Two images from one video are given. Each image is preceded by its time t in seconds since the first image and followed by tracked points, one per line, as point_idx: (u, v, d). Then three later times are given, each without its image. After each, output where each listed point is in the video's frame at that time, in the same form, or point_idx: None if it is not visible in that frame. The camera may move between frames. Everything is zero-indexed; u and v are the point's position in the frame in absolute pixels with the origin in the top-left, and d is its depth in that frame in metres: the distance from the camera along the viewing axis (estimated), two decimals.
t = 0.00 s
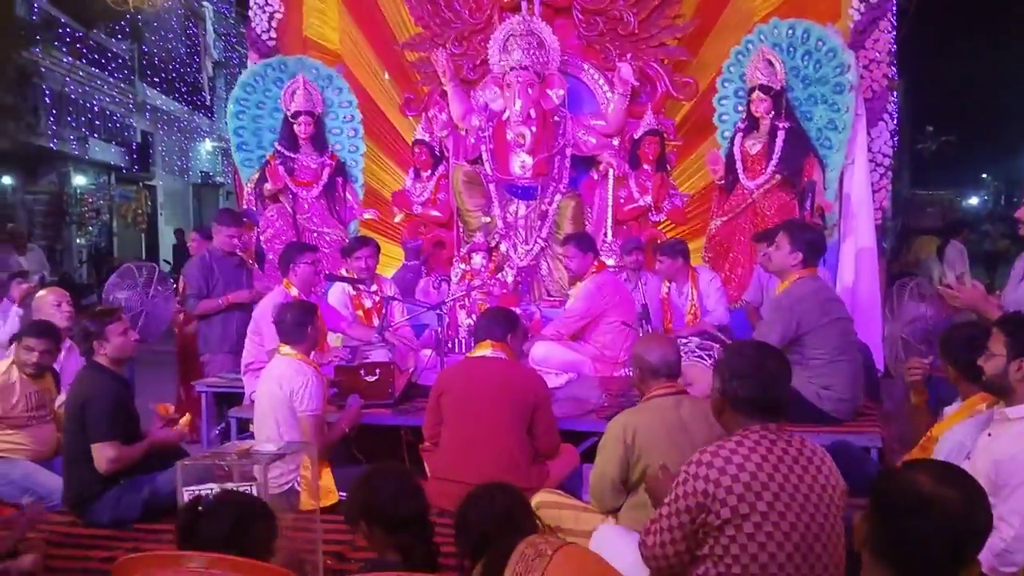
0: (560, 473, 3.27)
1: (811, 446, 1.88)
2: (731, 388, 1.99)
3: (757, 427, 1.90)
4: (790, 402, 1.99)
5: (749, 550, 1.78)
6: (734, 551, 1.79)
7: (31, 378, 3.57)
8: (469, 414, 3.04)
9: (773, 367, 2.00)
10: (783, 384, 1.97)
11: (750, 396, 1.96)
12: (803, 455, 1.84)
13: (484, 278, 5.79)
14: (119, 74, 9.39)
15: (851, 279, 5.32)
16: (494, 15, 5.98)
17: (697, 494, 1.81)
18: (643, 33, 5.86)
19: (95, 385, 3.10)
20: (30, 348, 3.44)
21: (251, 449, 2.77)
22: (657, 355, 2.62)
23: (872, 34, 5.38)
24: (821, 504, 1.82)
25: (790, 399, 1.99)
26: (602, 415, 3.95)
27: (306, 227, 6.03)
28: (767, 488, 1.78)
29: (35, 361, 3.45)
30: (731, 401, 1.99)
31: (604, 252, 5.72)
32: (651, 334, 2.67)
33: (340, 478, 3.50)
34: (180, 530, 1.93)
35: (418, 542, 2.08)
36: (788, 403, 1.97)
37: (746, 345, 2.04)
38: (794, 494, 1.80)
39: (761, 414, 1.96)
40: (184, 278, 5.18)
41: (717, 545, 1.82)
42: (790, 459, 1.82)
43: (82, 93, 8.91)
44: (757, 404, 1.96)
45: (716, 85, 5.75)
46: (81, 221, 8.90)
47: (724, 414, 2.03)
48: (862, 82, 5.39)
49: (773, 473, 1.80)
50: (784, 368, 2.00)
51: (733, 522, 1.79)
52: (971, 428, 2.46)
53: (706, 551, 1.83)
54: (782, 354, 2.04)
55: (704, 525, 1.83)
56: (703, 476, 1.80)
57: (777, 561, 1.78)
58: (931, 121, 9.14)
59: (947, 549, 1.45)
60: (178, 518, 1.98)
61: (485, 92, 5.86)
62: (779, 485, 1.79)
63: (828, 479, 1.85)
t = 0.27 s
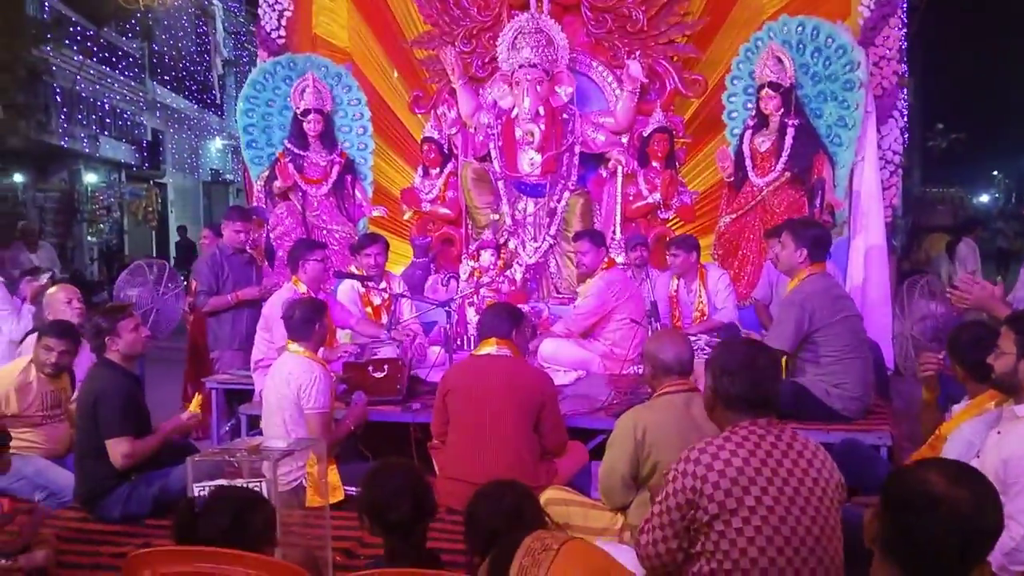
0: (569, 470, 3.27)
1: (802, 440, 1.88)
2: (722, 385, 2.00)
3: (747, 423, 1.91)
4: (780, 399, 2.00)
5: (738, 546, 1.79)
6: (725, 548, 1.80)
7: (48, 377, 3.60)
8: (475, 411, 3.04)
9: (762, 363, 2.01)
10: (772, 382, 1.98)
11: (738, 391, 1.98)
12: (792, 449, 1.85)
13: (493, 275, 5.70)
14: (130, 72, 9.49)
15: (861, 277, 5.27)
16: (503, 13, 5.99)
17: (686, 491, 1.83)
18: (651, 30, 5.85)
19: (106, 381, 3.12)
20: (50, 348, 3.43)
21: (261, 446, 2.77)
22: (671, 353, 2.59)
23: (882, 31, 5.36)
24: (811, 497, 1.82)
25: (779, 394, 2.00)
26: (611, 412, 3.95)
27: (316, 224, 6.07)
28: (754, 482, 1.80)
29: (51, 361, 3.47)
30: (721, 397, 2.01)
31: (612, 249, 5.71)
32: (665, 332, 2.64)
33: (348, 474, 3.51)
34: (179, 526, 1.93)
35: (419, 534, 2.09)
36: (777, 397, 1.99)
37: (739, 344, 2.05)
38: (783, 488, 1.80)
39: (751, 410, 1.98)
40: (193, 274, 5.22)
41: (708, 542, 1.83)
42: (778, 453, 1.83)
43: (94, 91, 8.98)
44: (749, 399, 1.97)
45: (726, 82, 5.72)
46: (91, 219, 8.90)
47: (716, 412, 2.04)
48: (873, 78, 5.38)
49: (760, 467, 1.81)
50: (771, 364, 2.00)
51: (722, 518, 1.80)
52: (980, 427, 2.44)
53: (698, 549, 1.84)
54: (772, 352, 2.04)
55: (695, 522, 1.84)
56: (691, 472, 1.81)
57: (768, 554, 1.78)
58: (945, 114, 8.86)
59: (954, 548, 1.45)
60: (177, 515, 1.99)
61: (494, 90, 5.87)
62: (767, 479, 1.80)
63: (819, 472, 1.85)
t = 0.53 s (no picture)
0: (579, 469, 3.27)
1: (801, 439, 1.90)
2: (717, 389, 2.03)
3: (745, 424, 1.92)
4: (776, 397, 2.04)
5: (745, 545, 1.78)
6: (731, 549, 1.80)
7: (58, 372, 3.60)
8: (483, 412, 3.04)
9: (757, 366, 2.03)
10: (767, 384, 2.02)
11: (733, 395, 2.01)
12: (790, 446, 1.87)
13: (501, 274, 5.73)
14: (141, 70, 9.58)
15: (871, 275, 5.24)
16: (512, 11, 5.98)
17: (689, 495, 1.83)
18: (662, 28, 5.83)
19: (117, 378, 3.13)
20: (58, 345, 3.43)
21: (271, 444, 2.77)
22: (684, 353, 2.55)
23: (894, 28, 5.37)
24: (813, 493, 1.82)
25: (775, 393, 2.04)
26: (620, 411, 3.94)
27: (326, 222, 6.07)
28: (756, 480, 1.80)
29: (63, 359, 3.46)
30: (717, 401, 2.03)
31: (623, 246, 5.68)
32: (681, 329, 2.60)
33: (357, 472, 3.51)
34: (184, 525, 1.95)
35: (424, 534, 2.09)
36: (773, 397, 2.02)
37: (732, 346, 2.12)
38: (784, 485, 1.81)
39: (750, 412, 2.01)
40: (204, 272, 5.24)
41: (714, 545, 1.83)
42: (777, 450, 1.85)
43: (105, 89, 9.01)
44: (745, 402, 2.00)
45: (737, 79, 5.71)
46: (103, 216, 9.02)
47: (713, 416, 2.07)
48: (884, 76, 5.38)
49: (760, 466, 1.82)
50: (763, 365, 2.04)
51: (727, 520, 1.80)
52: (992, 426, 2.40)
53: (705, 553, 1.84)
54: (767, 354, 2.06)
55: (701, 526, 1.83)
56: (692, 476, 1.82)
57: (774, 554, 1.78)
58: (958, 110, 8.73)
59: (969, 548, 1.44)
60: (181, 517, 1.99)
61: (503, 88, 5.87)
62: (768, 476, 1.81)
63: (819, 469, 1.85)
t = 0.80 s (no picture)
0: (584, 466, 3.27)
1: (804, 434, 1.91)
2: (722, 387, 2.03)
3: (749, 419, 1.94)
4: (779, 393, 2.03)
5: (745, 542, 1.81)
6: (732, 545, 1.82)
7: (50, 366, 3.56)
8: (489, 407, 3.04)
9: (760, 363, 2.02)
10: (770, 382, 2.01)
11: (737, 393, 2.01)
12: (793, 441, 1.88)
13: (507, 271, 5.71)
14: (144, 66, 9.34)
15: (877, 273, 5.27)
16: (517, 8, 5.97)
17: (689, 489, 1.86)
18: (667, 25, 5.84)
19: (123, 375, 3.14)
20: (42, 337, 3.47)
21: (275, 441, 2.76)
22: (687, 349, 2.64)
23: (899, 26, 5.37)
24: (816, 488, 1.84)
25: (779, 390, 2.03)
26: (626, 409, 3.94)
27: (330, 220, 6.01)
28: (759, 477, 1.82)
29: (55, 351, 3.48)
30: (721, 398, 2.03)
31: (627, 245, 5.65)
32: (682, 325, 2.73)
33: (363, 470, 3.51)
34: (192, 524, 1.95)
35: (431, 533, 2.09)
36: (777, 394, 2.02)
37: (734, 339, 2.07)
38: (788, 482, 1.83)
39: (753, 409, 2.01)
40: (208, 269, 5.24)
41: (714, 539, 1.85)
42: (779, 446, 1.86)
43: (110, 86, 9.02)
44: (749, 398, 2.00)
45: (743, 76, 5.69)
46: (107, 214, 8.96)
47: (716, 411, 2.07)
48: (891, 73, 5.38)
49: (763, 461, 1.83)
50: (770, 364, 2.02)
51: (728, 515, 1.82)
52: (1000, 424, 2.39)
53: (704, 547, 1.87)
54: (770, 351, 2.06)
55: (701, 519, 1.87)
56: (694, 471, 1.84)
57: (776, 550, 1.80)
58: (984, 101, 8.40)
59: (975, 548, 1.44)
60: (188, 516, 1.99)
61: (508, 85, 5.86)
62: (771, 473, 1.82)
63: (821, 465, 1.87)
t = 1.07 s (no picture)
0: (585, 466, 3.25)
1: (800, 432, 1.92)
2: (720, 385, 2.02)
3: (745, 418, 1.94)
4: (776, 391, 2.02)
5: (746, 540, 1.81)
6: (732, 544, 1.82)
7: (22, 362, 3.57)
8: (491, 406, 3.03)
9: (758, 361, 2.02)
10: (768, 381, 2.00)
11: (735, 391, 2.00)
12: (789, 438, 1.89)
13: (508, 271, 5.53)
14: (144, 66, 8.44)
15: (877, 270, 5.38)
16: (518, 6, 5.98)
17: (688, 490, 1.86)
18: (667, 23, 5.85)
19: (122, 373, 3.13)
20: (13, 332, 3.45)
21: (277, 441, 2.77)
22: (677, 348, 2.65)
23: (900, 24, 5.41)
24: (813, 484, 1.84)
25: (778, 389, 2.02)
26: (627, 407, 3.93)
27: (329, 219, 6.01)
28: (757, 475, 1.82)
29: (24, 342, 3.47)
30: (718, 395, 2.02)
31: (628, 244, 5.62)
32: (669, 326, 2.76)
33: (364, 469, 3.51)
34: (192, 521, 1.92)
35: (433, 532, 2.08)
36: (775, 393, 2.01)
37: (733, 337, 2.08)
38: (785, 479, 1.83)
39: (750, 408, 1.99)
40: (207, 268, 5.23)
41: (714, 539, 1.85)
42: (776, 444, 1.87)
43: (109, 84, 8.31)
44: (747, 399, 1.99)
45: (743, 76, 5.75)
46: (107, 213, 8.30)
47: (713, 409, 2.06)
48: (891, 72, 5.42)
49: (760, 460, 1.84)
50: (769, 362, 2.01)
51: (727, 514, 1.82)
52: (1003, 423, 2.38)
53: (705, 547, 1.87)
54: (768, 350, 2.07)
55: (700, 519, 1.86)
56: (692, 471, 1.84)
57: (777, 547, 1.80)
58: None
59: (984, 548, 1.43)
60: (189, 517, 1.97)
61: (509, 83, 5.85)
62: (768, 471, 1.83)
63: (818, 462, 1.87)
